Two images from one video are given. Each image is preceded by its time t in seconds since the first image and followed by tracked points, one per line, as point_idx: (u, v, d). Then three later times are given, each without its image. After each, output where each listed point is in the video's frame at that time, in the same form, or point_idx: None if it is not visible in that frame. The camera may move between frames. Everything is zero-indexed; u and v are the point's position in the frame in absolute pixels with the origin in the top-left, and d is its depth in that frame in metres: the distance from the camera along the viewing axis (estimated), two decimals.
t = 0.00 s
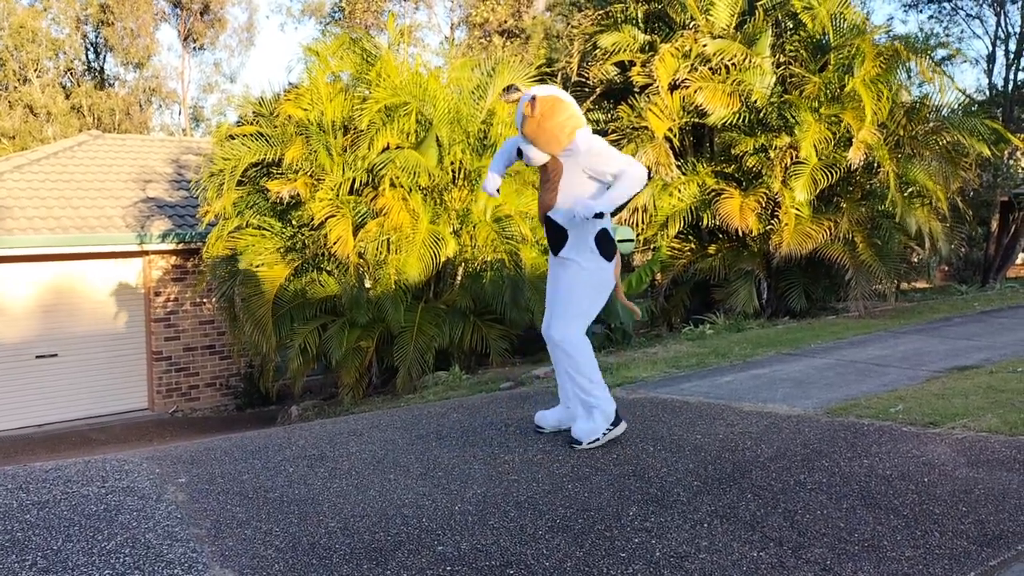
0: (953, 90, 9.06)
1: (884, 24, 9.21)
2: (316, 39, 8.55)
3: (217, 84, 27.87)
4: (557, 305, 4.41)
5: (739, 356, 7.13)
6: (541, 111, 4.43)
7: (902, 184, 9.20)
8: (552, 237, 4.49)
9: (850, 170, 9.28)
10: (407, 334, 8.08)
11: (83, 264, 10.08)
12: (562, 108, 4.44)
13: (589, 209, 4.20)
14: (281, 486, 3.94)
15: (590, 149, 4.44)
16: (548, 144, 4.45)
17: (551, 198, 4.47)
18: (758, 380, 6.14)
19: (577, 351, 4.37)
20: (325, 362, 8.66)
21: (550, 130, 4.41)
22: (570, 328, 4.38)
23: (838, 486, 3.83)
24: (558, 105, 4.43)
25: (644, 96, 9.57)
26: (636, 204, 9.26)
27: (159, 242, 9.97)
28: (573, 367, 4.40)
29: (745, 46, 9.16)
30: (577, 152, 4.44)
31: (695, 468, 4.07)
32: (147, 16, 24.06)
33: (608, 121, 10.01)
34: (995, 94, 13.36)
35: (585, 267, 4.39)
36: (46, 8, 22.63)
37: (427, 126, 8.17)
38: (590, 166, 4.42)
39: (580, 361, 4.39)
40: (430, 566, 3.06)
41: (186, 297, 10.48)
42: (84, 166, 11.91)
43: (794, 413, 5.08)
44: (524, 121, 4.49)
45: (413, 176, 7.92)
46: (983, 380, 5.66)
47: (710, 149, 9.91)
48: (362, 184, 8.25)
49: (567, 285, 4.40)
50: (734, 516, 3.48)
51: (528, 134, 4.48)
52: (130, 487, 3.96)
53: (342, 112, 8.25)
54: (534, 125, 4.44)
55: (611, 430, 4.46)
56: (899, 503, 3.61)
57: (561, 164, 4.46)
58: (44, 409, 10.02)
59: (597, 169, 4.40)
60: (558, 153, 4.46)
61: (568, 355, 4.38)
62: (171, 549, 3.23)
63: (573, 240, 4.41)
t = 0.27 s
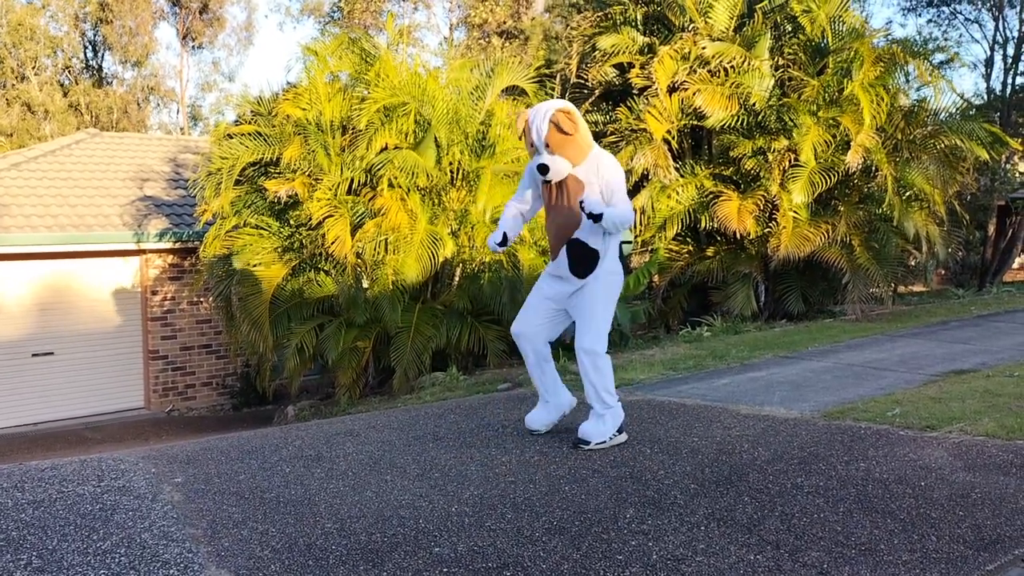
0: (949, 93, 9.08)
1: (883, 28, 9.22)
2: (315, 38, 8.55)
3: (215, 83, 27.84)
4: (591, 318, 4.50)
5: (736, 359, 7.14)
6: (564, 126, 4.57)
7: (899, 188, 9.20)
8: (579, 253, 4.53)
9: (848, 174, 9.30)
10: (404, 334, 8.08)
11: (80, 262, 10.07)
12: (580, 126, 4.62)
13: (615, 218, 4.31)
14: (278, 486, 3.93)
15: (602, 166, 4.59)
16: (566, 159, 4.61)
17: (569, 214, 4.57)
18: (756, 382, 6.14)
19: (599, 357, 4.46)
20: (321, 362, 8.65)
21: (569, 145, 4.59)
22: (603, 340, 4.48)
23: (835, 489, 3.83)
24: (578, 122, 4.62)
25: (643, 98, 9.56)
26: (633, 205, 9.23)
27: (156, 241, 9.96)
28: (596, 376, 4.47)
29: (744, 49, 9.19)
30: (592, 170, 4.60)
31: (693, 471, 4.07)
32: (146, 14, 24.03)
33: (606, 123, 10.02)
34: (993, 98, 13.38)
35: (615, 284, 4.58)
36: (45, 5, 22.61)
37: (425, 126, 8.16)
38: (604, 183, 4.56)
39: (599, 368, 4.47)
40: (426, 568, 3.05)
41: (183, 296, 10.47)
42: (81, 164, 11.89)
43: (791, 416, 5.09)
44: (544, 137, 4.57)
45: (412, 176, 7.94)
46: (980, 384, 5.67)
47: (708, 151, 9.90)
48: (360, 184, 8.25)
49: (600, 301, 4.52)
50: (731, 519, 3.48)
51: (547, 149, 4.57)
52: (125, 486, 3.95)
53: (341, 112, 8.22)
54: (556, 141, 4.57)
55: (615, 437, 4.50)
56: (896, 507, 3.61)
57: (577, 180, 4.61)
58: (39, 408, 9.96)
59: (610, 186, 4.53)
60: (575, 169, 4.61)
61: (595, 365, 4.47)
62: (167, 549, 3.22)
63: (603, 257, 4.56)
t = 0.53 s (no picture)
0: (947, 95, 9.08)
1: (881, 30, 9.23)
2: (312, 38, 8.53)
3: (212, 82, 27.79)
4: (572, 314, 4.45)
5: (734, 360, 7.14)
6: (543, 111, 4.61)
7: (897, 189, 9.19)
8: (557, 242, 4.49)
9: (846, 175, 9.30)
10: (402, 334, 8.08)
11: (77, 261, 10.04)
12: (559, 111, 4.64)
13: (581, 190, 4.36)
14: (275, 487, 3.92)
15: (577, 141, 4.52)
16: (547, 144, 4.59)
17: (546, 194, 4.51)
18: (754, 383, 6.14)
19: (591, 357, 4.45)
20: (319, 362, 8.64)
21: (546, 128, 4.59)
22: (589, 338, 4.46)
23: (834, 491, 3.82)
24: (558, 106, 4.63)
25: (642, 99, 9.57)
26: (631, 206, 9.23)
27: (153, 240, 9.94)
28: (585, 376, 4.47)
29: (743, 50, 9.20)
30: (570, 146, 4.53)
31: (691, 472, 4.06)
32: (143, 13, 23.99)
33: (604, 123, 10.01)
34: (990, 100, 13.40)
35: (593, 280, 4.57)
36: (42, 4, 22.59)
37: (424, 127, 8.15)
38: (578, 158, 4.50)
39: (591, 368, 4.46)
40: (425, 570, 3.04)
41: (181, 295, 10.47)
42: (78, 163, 11.86)
43: (789, 417, 5.08)
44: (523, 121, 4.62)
45: (410, 177, 7.93)
46: (977, 386, 5.67)
47: (706, 151, 9.92)
48: (358, 184, 8.25)
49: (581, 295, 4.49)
50: (730, 521, 3.48)
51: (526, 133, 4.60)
52: (122, 487, 3.94)
53: (339, 112, 8.21)
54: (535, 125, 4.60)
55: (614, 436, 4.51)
56: (895, 509, 3.61)
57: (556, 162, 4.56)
58: (35, 406, 9.93)
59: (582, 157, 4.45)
60: (557, 152, 4.57)
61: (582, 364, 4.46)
62: (165, 551, 3.20)
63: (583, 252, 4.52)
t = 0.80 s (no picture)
0: (946, 96, 9.07)
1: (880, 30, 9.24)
2: (311, 38, 8.52)
3: (211, 82, 27.76)
4: (552, 317, 4.52)
5: (734, 361, 7.13)
6: (534, 126, 4.54)
7: (897, 189, 9.18)
8: (531, 252, 4.55)
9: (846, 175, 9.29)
10: (402, 335, 8.07)
11: (75, 262, 10.02)
12: (547, 125, 4.58)
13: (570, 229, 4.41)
14: (276, 489, 3.90)
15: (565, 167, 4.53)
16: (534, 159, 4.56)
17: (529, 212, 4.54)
18: (754, 384, 6.13)
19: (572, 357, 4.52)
20: (318, 363, 8.63)
21: (536, 144, 4.55)
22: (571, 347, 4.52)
23: (836, 493, 3.81)
24: (548, 122, 4.58)
25: (641, 99, 9.56)
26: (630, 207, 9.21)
27: (151, 241, 9.91)
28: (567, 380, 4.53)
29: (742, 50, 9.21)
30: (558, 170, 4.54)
31: (693, 474, 4.05)
32: (141, 14, 23.95)
33: (604, 123, 10.00)
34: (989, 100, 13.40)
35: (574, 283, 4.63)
36: (40, 4, 22.58)
37: (423, 127, 8.15)
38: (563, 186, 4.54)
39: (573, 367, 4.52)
40: (426, 573, 3.03)
41: (179, 296, 10.45)
42: (76, 163, 11.84)
43: (790, 418, 5.07)
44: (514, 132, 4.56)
45: (409, 177, 7.92)
46: (978, 387, 5.66)
47: (705, 151, 9.91)
48: (357, 185, 8.24)
49: (562, 300, 4.56)
50: (732, 523, 3.46)
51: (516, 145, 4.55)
52: (122, 490, 3.92)
53: (338, 112, 8.20)
54: (527, 140, 4.54)
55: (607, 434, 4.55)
56: (897, 511, 3.60)
57: (541, 179, 4.57)
58: (34, 407, 9.91)
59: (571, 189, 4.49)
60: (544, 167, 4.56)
61: (566, 363, 4.50)
62: (165, 554, 3.19)
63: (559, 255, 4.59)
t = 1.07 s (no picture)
0: (947, 97, 9.06)
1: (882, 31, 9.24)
2: (312, 40, 8.52)
3: (211, 84, 27.74)
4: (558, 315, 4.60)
5: (736, 363, 7.12)
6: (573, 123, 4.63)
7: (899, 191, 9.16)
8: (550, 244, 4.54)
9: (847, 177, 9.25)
10: (402, 337, 8.05)
11: (75, 264, 10.00)
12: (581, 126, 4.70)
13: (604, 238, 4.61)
14: (277, 494, 3.88)
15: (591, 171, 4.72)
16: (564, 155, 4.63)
17: (557, 208, 4.55)
18: (756, 387, 6.11)
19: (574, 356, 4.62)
20: (318, 365, 8.61)
21: (572, 141, 4.64)
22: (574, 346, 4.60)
23: (839, 496, 3.79)
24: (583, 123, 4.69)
25: (642, 101, 9.56)
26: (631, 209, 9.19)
27: (152, 243, 9.89)
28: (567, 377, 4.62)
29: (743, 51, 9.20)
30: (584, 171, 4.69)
31: (696, 478, 4.03)
32: (141, 15, 23.93)
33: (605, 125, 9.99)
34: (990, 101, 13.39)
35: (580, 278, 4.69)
36: (40, 5, 22.59)
37: (424, 129, 8.14)
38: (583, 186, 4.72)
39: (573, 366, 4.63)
40: None
41: (179, 298, 10.45)
42: (76, 165, 11.82)
43: (792, 421, 5.05)
44: (555, 125, 4.58)
45: (410, 179, 7.89)
46: (981, 390, 5.64)
47: (706, 153, 9.89)
48: (358, 186, 8.21)
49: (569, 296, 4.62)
50: (736, 528, 3.44)
51: (555, 139, 4.58)
52: (122, 494, 3.90)
53: (338, 114, 8.19)
54: (565, 135, 4.61)
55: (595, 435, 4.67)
56: (901, 515, 3.58)
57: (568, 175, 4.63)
58: (34, 409, 9.90)
59: (595, 193, 4.73)
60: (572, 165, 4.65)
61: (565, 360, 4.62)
62: (165, 559, 3.17)
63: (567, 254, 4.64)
